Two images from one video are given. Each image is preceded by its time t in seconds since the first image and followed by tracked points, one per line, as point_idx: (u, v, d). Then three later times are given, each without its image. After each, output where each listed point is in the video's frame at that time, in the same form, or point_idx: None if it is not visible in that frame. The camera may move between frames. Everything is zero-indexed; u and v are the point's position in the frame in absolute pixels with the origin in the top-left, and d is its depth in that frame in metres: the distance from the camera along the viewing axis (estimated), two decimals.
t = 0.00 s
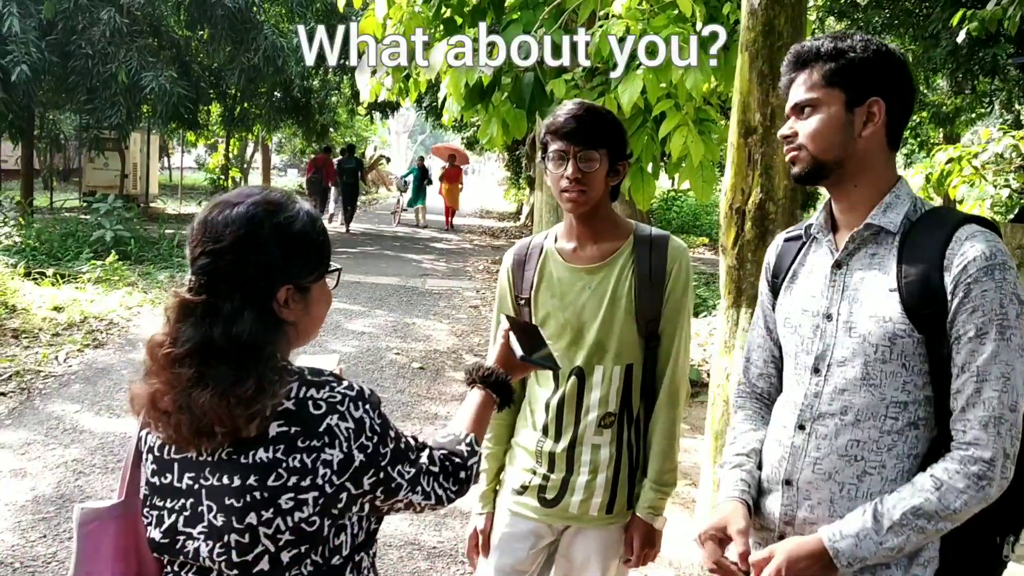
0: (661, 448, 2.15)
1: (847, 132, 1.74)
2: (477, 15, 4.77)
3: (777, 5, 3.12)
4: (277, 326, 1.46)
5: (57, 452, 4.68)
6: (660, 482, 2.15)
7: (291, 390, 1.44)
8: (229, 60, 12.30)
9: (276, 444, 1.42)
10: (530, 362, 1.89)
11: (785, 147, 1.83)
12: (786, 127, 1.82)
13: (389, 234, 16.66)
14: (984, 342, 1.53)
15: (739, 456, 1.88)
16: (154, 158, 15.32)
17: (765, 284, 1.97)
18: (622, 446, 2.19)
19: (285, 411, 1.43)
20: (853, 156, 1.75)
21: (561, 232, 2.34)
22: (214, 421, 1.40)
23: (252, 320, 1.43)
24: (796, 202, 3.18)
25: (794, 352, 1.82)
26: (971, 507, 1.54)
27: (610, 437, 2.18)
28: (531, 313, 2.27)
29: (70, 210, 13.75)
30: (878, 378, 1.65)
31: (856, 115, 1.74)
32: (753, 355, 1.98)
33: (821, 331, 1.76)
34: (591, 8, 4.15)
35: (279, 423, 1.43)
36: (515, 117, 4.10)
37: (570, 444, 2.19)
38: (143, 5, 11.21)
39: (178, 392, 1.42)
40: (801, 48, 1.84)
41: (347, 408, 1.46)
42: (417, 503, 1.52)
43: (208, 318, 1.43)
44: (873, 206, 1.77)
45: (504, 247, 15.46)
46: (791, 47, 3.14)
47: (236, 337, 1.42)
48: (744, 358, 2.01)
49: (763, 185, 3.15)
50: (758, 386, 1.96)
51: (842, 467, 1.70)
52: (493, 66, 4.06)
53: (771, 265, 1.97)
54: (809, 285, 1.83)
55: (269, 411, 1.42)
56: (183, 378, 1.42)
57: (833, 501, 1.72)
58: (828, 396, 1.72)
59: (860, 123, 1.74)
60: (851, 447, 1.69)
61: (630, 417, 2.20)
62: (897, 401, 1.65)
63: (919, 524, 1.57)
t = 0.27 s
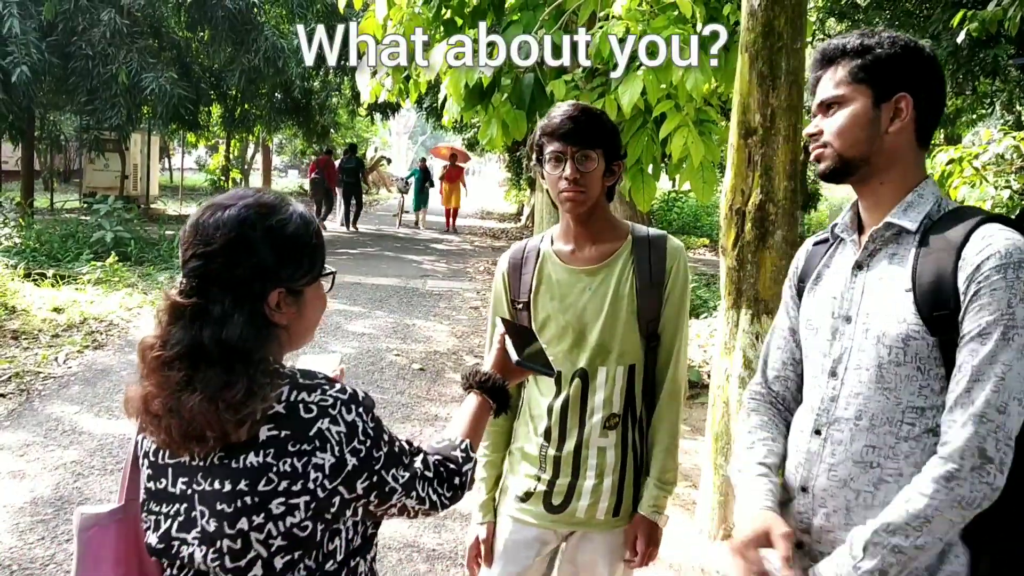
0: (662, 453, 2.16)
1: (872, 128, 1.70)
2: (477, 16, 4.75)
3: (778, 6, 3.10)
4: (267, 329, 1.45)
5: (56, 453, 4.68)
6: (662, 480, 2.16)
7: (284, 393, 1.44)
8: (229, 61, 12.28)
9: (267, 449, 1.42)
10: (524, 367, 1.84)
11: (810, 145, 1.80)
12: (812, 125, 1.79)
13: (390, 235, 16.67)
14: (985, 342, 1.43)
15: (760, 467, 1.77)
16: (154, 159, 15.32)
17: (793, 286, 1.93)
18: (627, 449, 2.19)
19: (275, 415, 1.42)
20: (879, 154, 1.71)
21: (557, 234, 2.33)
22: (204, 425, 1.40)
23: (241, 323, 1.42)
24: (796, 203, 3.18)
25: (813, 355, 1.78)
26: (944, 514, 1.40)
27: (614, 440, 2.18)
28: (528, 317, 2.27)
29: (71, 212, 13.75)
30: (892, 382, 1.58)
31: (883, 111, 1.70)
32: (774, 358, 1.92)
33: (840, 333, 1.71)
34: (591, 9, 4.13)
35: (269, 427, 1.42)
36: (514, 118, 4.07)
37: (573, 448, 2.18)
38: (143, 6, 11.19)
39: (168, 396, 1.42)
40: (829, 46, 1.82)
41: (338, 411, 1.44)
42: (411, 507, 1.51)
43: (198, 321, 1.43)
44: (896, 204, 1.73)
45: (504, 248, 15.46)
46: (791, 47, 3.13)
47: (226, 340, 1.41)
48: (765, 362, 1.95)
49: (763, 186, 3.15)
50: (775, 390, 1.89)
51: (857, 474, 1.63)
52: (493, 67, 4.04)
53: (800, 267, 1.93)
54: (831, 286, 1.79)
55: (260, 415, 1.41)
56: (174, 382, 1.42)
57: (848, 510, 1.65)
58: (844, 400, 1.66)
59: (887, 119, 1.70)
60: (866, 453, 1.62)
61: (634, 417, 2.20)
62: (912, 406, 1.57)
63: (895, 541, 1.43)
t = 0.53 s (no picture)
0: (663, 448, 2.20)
1: (902, 120, 1.69)
2: (477, 17, 4.71)
3: (778, 6, 3.08)
4: (261, 334, 1.44)
5: (55, 455, 4.67)
6: (665, 482, 2.20)
7: (275, 397, 1.42)
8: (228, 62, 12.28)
9: (258, 452, 1.40)
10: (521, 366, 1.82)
11: (836, 136, 1.79)
12: (839, 116, 1.78)
13: (389, 237, 16.65)
14: (986, 343, 1.46)
15: (787, 477, 1.71)
16: (153, 161, 15.30)
17: (798, 282, 1.92)
18: (626, 451, 2.18)
19: (267, 419, 1.41)
20: (907, 146, 1.70)
21: (555, 237, 2.32)
22: (195, 431, 1.39)
23: (234, 328, 1.41)
24: (796, 205, 3.18)
25: (815, 352, 1.77)
26: (929, 514, 1.46)
27: (614, 442, 2.17)
28: (528, 319, 2.25)
29: (70, 214, 13.75)
30: (895, 380, 1.59)
31: (913, 104, 1.70)
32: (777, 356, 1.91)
33: (845, 330, 1.70)
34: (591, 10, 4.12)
35: (261, 431, 1.41)
36: (514, 120, 4.04)
37: (573, 450, 2.17)
38: (143, 8, 11.19)
39: (160, 401, 1.41)
40: (856, 40, 1.82)
41: (331, 415, 1.43)
42: (407, 510, 1.50)
43: (190, 326, 1.41)
44: (916, 199, 1.71)
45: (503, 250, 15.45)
46: (791, 49, 3.11)
47: (219, 346, 1.40)
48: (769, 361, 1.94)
49: (762, 188, 3.14)
50: (781, 388, 1.87)
51: (857, 471, 1.63)
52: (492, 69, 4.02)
53: (805, 264, 1.93)
54: (837, 281, 1.78)
55: (251, 420, 1.40)
56: (165, 388, 1.41)
57: (847, 507, 1.64)
58: (845, 397, 1.65)
59: (915, 112, 1.69)
60: (866, 450, 1.62)
61: (634, 417, 2.19)
62: (914, 405, 1.58)
63: (878, 539, 1.50)
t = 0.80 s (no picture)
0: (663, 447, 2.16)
1: (899, 117, 1.70)
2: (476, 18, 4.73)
3: (777, 8, 3.08)
4: (256, 335, 1.44)
5: (54, 457, 4.66)
6: (660, 487, 2.17)
7: (272, 397, 1.42)
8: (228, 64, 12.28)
9: (253, 452, 1.40)
10: (515, 368, 1.90)
11: (831, 128, 1.79)
12: (837, 109, 1.79)
13: (389, 239, 16.65)
14: (979, 348, 1.48)
15: (774, 482, 1.72)
16: (153, 162, 15.29)
17: (782, 282, 1.93)
18: (621, 453, 2.17)
19: (262, 419, 1.41)
20: (902, 144, 1.71)
21: (555, 237, 2.32)
22: (191, 432, 1.39)
23: (230, 330, 1.41)
24: (795, 205, 3.18)
25: (806, 352, 1.78)
26: (914, 515, 1.48)
27: (608, 444, 2.16)
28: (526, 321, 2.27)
29: (70, 215, 13.74)
30: (887, 382, 1.60)
31: (912, 102, 1.71)
32: (766, 354, 1.91)
33: (836, 332, 1.71)
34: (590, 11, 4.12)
35: (256, 432, 1.41)
36: (513, 121, 4.03)
37: (568, 450, 2.17)
38: (143, 10, 11.18)
39: (157, 403, 1.41)
40: (859, 37, 1.83)
41: (327, 417, 1.42)
42: (402, 514, 1.50)
43: (187, 329, 1.42)
44: (903, 200, 1.73)
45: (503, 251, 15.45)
46: (789, 50, 3.11)
47: (215, 348, 1.40)
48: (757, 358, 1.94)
49: (762, 189, 3.14)
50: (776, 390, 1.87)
51: (849, 472, 1.64)
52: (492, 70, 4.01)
53: (790, 263, 1.93)
54: (826, 283, 1.78)
55: (247, 420, 1.40)
56: (162, 390, 1.41)
57: (841, 507, 1.65)
58: (837, 399, 1.66)
59: (912, 112, 1.70)
60: (858, 452, 1.63)
61: (629, 421, 2.18)
62: (906, 407, 1.59)
63: (863, 539, 1.53)
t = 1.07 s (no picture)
0: (656, 460, 2.13)
1: (878, 124, 1.74)
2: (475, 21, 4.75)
3: (776, 10, 3.10)
4: (256, 334, 1.43)
5: (52, 461, 4.65)
6: (657, 490, 2.13)
7: (270, 398, 1.42)
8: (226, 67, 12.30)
9: (251, 453, 1.40)
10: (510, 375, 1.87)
11: (812, 132, 1.83)
12: (817, 113, 1.82)
13: (388, 242, 16.64)
14: (962, 349, 1.52)
15: (749, 479, 1.79)
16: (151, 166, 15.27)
17: (763, 285, 1.97)
18: (619, 455, 2.17)
19: (260, 420, 1.41)
20: (881, 151, 1.75)
21: (554, 240, 2.33)
22: (190, 433, 1.38)
23: (229, 330, 1.40)
24: (793, 208, 3.17)
25: (789, 352, 1.82)
26: (914, 514, 1.52)
27: (606, 446, 2.17)
28: (525, 323, 2.26)
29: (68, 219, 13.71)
30: (869, 381, 1.65)
31: (892, 110, 1.74)
32: (748, 354, 1.97)
33: (818, 332, 1.76)
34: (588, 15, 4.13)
35: (254, 432, 1.40)
36: (512, 124, 4.03)
37: (565, 453, 2.17)
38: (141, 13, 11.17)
39: (156, 402, 1.40)
40: (841, 42, 1.85)
41: (325, 418, 1.42)
42: (399, 516, 1.50)
43: (186, 329, 1.41)
44: (882, 205, 1.78)
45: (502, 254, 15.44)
46: (788, 53, 3.12)
47: (214, 347, 1.40)
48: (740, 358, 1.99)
49: (760, 192, 3.13)
50: (756, 389, 1.93)
51: (831, 468, 1.70)
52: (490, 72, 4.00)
53: (772, 264, 1.98)
54: (809, 286, 1.83)
55: (246, 420, 1.39)
56: (162, 390, 1.40)
57: (821, 502, 1.72)
58: (819, 398, 1.72)
59: (892, 119, 1.74)
60: (840, 449, 1.69)
61: (627, 424, 2.18)
62: (887, 405, 1.64)
63: (861, 535, 1.56)
